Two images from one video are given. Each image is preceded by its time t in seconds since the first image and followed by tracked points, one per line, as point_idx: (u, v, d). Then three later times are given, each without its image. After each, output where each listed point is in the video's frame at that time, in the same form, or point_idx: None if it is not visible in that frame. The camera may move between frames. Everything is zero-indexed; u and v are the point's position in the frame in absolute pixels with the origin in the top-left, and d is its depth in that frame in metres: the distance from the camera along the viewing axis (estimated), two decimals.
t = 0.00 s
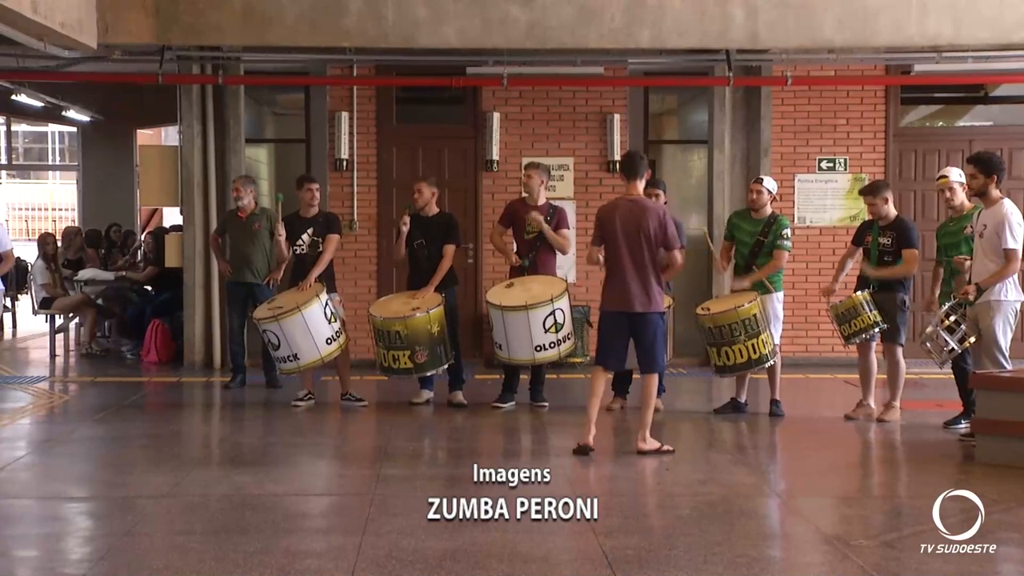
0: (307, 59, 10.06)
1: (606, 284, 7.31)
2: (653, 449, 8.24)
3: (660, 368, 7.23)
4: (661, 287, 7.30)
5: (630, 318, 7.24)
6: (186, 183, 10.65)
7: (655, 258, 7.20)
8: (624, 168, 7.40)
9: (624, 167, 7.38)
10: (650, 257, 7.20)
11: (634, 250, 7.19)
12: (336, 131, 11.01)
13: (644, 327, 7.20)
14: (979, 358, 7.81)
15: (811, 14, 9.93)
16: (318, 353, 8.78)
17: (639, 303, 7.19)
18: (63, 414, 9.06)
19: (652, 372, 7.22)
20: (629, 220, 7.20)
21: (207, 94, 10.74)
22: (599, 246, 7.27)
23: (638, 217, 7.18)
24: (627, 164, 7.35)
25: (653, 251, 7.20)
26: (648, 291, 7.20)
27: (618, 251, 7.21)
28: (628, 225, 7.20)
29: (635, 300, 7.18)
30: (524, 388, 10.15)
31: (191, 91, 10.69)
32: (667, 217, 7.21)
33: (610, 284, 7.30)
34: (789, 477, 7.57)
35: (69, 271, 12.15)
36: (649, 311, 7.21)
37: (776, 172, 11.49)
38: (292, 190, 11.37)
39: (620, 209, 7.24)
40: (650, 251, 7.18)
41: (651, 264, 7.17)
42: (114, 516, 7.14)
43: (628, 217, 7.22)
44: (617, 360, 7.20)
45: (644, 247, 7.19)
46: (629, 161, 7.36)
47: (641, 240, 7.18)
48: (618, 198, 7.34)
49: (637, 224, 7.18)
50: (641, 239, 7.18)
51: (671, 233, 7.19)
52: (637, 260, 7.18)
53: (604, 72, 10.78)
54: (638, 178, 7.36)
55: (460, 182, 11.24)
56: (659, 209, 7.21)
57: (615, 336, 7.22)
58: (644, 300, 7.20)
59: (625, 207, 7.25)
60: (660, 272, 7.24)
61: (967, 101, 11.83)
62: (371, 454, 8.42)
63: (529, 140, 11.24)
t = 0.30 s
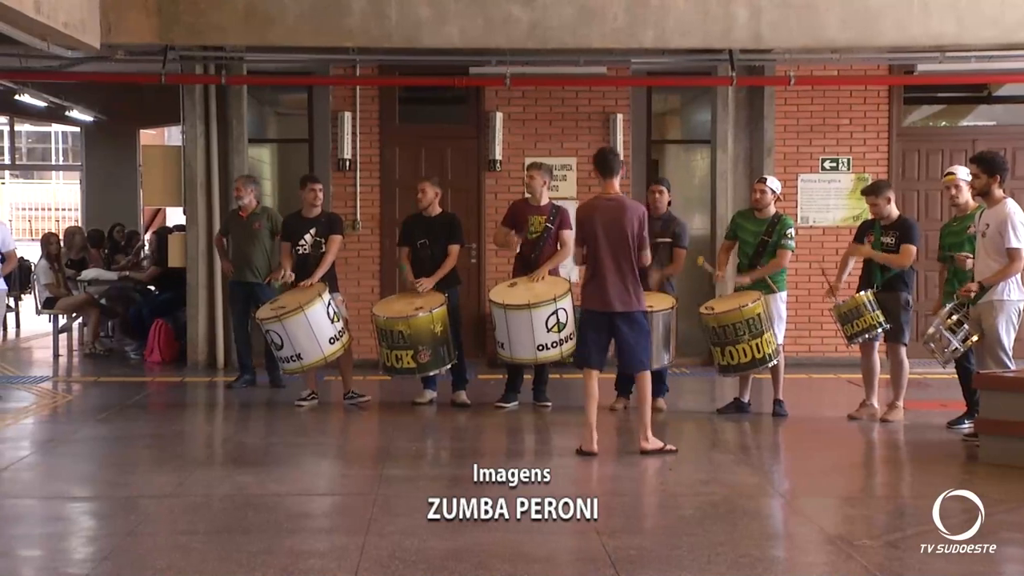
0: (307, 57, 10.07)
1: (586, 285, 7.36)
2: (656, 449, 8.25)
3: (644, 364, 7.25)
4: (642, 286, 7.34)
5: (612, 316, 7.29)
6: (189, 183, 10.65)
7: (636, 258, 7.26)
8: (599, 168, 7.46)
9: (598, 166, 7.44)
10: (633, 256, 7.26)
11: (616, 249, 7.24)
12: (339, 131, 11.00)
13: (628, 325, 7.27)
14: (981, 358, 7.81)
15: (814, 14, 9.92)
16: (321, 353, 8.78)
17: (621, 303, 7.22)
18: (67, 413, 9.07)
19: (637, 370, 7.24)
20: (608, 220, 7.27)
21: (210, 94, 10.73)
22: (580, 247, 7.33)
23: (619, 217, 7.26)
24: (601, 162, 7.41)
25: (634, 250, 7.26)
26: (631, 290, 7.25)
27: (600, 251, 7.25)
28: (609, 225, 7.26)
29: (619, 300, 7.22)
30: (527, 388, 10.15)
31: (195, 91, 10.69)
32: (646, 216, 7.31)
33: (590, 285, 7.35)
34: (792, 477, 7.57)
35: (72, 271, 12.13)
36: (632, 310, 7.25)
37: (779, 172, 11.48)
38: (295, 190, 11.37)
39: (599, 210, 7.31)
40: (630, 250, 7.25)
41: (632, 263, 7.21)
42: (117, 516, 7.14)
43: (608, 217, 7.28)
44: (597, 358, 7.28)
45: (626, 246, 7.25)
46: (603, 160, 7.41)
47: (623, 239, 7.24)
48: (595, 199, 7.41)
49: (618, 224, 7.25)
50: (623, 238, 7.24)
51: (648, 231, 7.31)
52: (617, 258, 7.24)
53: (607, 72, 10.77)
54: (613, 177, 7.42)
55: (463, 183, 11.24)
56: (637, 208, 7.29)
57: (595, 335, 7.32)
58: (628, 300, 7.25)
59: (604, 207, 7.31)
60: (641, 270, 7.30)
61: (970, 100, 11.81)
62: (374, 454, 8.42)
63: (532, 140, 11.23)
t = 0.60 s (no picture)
0: (319, 56, 10.12)
1: (585, 286, 7.34)
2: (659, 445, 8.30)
3: (648, 359, 7.29)
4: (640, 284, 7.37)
5: (612, 316, 7.29)
6: (202, 183, 10.66)
7: (634, 255, 7.28)
8: (587, 170, 7.45)
9: (587, 167, 7.42)
10: (632, 253, 7.29)
11: (614, 248, 7.26)
12: (352, 131, 11.02)
13: (628, 324, 7.28)
14: (996, 358, 7.79)
15: (827, 13, 9.90)
16: (333, 353, 8.78)
17: (622, 301, 7.23)
18: (82, 413, 9.08)
19: (641, 368, 7.29)
20: (605, 220, 7.28)
21: (223, 94, 10.72)
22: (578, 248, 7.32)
23: (615, 215, 7.27)
24: (590, 163, 7.40)
25: (632, 247, 7.29)
26: (631, 289, 7.26)
27: (597, 250, 7.25)
28: (607, 224, 7.26)
29: (619, 298, 7.22)
30: (540, 388, 10.14)
31: (207, 90, 10.69)
32: (641, 213, 7.36)
33: (589, 286, 7.33)
34: (806, 477, 7.55)
35: (86, 272, 12.13)
36: (634, 308, 7.26)
37: (792, 171, 11.47)
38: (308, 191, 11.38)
39: (595, 210, 7.31)
40: (629, 248, 7.26)
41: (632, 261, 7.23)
42: (131, 515, 7.16)
43: (606, 215, 7.29)
44: (600, 358, 7.26)
45: (626, 243, 7.26)
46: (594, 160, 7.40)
47: (621, 238, 7.25)
48: (589, 200, 7.40)
49: (615, 223, 7.26)
50: (623, 235, 7.25)
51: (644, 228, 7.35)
52: (617, 257, 7.25)
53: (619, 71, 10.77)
54: (603, 177, 7.43)
55: (475, 183, 11.24)
56: (633, 206, 7.31)
57: (595, 335, 7.30)
58: (630, 298, 7.25)
59: (599, 207, 7.32)
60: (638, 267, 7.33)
61: (985, 99, 11.78)
62: (387, 454, 8.43)
63: (544, 140, 11.23)
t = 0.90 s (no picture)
0: (346, 57, 10.16)
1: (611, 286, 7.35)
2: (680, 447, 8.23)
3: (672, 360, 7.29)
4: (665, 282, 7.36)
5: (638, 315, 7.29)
6: (231, 182, 10.67)
7: (658, 253, 7.27)
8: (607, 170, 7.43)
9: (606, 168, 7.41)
10: (656, 251, 7.28)
11: (637, 247, 7.26)
12: (381, 131, 11.05)
13: (653, 324, 7.27)
14: None
15: (856, 12, 9.87)
16: (361, 352, 8.82)
17: (648, 300, 7.22)
18: (113, 412, 9.12)
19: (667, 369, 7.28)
20: (627, 219, 7.28)
21: (252, 94, 10.75)
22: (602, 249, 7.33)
23: (637, 215, 7.27)
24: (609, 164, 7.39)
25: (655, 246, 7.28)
26: (656, 286, 7.25)
27: (621, 250, 7.26)
28: (630, 223, 7.27)
29: (645, 296, 7.21)
30: (569, 388, 10.14)
31: (236, 91, 10.72)
32: (663, 211, 7.34)
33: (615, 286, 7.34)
34: (836, 478, 7.53)
35: (116, 272, 12.20)
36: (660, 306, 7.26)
37: (821, 170, 11.44)
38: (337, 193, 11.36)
39: (618, 210, 7.31)
40: (652, 247, 7.25)
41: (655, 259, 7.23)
42: (161, 514, 7.20)
43: (629, 214, 7.29)
44: (626, 359, 7.25)
45: (649, 242, 7.25)
46: (613, 162, 7.38)
47: (644, 237, 7.24)
48: (611, 200, 7.40)
49: (637, 222, 7.26)
50: (646, 234, 7.24)
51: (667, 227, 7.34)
52: (640, 257, 7.24)
53: (647, 70, 10.76)
54: (623, 177, 7.41)
55: (503, 183, 11.25)
56: (655, 205, 7.31)
57: (619, 335, 7.30)
58: (657, 295, 7.25)
59: (621, 207, 7.32)
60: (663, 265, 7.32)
61: (1017, 97, 11.65)
62: (415, 454, 8.44)
63: (572, 139, 11.23)
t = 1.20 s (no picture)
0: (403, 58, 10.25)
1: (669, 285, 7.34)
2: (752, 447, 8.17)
3: (734, 361, 7.17)
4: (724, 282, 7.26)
5: (696, 315, 7.23)
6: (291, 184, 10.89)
7: (711, 254, 7.18)
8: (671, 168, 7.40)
9: (668, 167, 7.38)
10: (711, 252, 7.18)
11: (690, 248, 7.20)
12: (439, 132, 11.08)
13: (711, 325, 7.18)
14: None
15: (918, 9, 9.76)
16: (421, 351, 8.88)
17: (701, 300, 7.16)
18: (177, 411, 9.20)
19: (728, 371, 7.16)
20: (683, 219, 7.23)
21: (312, 95, 10.88)
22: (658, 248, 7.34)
23: (691, 215, 7.21)
24: (671, 162, 7.36)
25: (709, 247, 7.19)
26: (710, 287, 7.17)
27: (674, 250, 7.25)
28: (684, 223, 7.22)
29: (699, 297, 7.15)
30: (628, 388, 10.13)
31: (295, 94, 10.88)
32: (719, 211, 7.23)
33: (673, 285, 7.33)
34: (900, 480, 7.45)
35: (178, 272, 12.29)
36: (714, 308, 7.17)
37: (883, 169, 11.33)
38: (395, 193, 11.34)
39: (673, 210, 7.29)
40: (706, 248, 7.17)
41: (707, 261, 7.15)
42: (222, 512, 7.26)
43: (684, 215, 7.24)
44: (687, 360, 7.23)
45: (703, 242, 7.17)
46: (675, 159, 7.32)
47: (696, 238, 7.17)
48: (672, 199, 7.37)
49: (692, 222, 7.20)
50: (699, 234, 7.16)
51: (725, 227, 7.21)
52: (692, 257, 7.19)
53: (706, 71, 10.64)
54: (686, 175, 7.34)
55: (561, 183, 11.26)
56: (710, 205, 7.20)
57: (680, 337, 7.26)
58: (712, 296, 7.18)
59: (678, 207, 7.28)
60: (719, 266, 7.22)
61: None
62: (474, 454, 8.46)
63: (630, 139, 11.21)
